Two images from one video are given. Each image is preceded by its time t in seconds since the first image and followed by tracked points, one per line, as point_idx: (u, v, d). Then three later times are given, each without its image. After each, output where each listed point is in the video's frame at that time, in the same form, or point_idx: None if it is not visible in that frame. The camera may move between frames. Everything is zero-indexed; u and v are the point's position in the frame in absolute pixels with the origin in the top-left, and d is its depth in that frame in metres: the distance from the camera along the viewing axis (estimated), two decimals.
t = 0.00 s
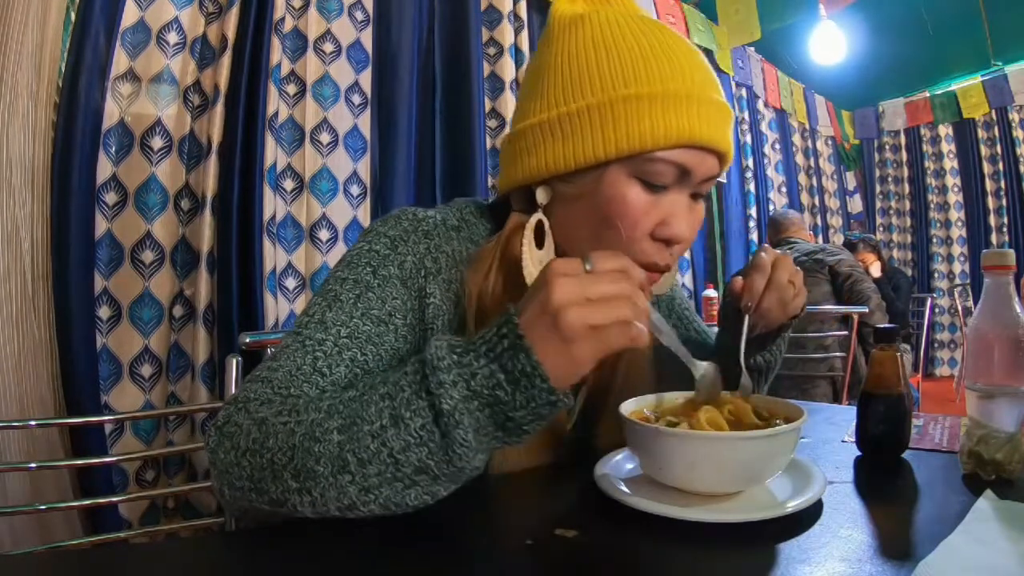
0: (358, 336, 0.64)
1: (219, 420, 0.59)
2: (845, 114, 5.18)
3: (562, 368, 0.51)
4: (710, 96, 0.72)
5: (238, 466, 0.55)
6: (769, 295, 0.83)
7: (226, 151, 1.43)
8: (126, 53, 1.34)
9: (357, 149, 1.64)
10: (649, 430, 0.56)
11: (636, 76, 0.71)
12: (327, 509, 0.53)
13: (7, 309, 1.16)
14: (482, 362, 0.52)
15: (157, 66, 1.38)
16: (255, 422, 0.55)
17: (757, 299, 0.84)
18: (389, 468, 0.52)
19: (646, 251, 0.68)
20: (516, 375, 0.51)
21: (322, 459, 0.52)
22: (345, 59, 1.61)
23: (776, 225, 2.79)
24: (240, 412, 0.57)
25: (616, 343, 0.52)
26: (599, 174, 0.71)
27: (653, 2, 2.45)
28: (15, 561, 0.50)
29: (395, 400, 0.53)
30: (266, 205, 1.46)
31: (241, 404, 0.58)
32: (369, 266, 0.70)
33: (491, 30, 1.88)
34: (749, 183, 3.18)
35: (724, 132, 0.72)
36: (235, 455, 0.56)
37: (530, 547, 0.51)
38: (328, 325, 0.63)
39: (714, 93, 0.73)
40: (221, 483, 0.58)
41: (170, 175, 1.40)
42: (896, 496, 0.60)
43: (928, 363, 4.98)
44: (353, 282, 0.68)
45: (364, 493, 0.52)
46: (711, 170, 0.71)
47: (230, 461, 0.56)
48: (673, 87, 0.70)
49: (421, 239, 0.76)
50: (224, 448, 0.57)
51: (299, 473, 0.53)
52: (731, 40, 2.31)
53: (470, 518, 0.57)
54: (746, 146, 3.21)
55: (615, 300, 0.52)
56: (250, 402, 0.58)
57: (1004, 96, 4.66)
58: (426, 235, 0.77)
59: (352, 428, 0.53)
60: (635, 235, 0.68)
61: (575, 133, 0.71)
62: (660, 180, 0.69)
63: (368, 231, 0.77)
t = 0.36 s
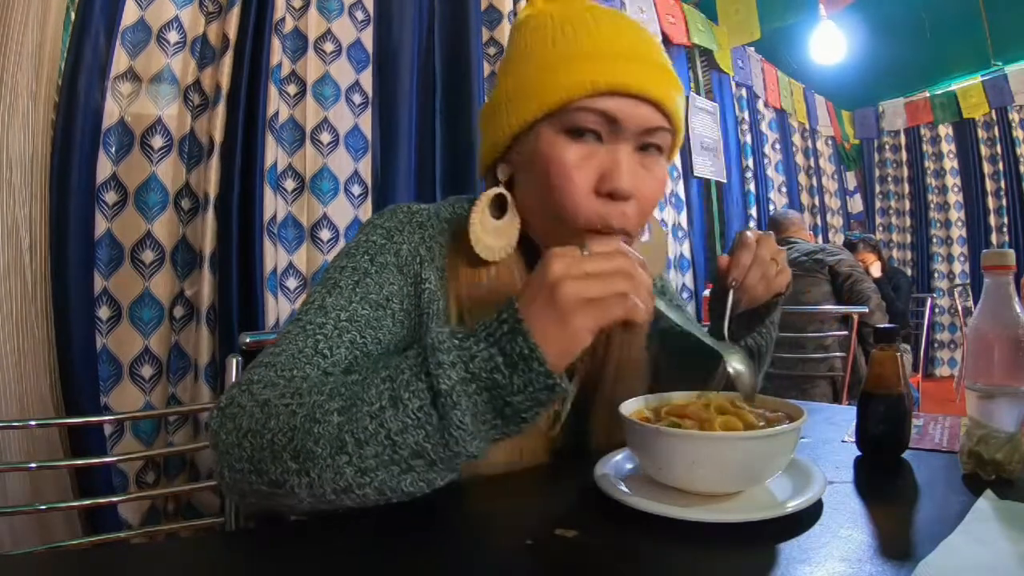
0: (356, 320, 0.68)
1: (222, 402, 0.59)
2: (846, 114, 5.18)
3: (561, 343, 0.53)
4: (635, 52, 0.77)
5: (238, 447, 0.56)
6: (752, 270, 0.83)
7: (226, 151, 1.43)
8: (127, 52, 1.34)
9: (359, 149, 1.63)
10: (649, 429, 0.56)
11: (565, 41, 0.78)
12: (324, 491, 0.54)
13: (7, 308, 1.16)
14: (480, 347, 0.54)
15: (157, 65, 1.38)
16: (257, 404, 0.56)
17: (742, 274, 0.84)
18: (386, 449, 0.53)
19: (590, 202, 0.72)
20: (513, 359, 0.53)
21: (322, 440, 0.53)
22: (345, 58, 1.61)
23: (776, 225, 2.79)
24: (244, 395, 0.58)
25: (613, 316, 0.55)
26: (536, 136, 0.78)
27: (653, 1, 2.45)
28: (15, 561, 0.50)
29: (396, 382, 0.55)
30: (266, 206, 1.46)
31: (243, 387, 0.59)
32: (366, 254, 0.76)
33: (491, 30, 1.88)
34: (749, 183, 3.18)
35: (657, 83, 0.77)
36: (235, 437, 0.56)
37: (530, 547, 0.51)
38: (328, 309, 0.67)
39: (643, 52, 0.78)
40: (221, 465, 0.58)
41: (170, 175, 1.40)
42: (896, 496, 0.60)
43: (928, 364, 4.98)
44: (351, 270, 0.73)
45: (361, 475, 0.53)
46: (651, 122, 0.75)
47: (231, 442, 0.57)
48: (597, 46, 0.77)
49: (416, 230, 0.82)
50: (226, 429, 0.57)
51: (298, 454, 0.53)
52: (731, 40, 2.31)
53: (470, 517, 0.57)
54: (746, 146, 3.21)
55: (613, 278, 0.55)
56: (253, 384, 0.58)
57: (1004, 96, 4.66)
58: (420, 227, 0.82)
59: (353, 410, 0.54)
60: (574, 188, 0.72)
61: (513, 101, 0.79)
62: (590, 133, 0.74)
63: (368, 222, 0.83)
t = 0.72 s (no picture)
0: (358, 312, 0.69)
1: (225, 391, 0.57)
2: (846, 114, 5.16)
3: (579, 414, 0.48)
4: (586, 32, 0.81)
5: (239, 443, 0.53)
6: (725, 299, 0.82)
7: (227, 151, 1.43)
8: (127, 51, 1.34)
9: (361, 148, 1.62)
10: (649, 429, 0.56)
11: (519, 30, 0.83)
12: (324, 505, 0.51)
13: (8, 308, 1.16)
14: (504, 389, 0.50)
15: (157, 64, 1.37)
16: (264, 403, 0.54)
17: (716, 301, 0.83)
18: (394, 473, 0.50)
19: (547, 180, 0.75)
20: (534, 412, 0.49)
21: (327, 452, 0.50)
22: (347, 57, 1.60)
23: (776, 225, 2.79)
24: (250, 389, 0.56)
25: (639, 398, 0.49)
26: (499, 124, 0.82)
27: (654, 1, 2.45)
28: (15, 561, 0.50)
29: (411, 407, 0.51)
30: (267, 207, 1.47)
31: (249, 380, 0.56)
32: (367, 247, 0.77)
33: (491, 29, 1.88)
34: (749, 183, 3.18)
35: (609, 59, 0.79)
36: (238, 431, 0.54)
37: (530, 547, 0.51)
38: (331, 299, 0.67)
39: (596, 32, 0.81)
40: (218, 453, 0.55)
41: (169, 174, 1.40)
42: (896, 496, 0.60)
43: (928, 363, 4.97)
44: (353, 261, 0.74)
45: (365, 494, 0.50)
46: (604, 97, 0.78)
47: (232, 436, 0.54)
48: (548, 30, 0.80)
49: (415, 226, 0.84)
50: (228, 422, 0.55)
51: (302, 461, 0.51)
52: (732, 39, 2.31)
53: (470, 518, 0.57)
54: (746, 146, 3.21)
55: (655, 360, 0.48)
56: (259, 379, 0.56)
57: (1004, 96, 4.66)
58: (420, 222, 0.85)
59: (363, 427, 0.51)
60: (533, 167, 0.75)
61: (479, 95, 0.85)
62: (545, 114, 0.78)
63: (370, 217, 0.84)
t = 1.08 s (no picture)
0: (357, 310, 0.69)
1: (225, 392, 0.57)
2: (846, 114, 5.14)
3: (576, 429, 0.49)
4: (581, 30, 0.80)
5: (242, 444, 0.54)
6: (730, 314, 0.79)
7: (229, 151, 1.43)
8: (127, 50, 1.34)
9: (363, 147, 1.62)
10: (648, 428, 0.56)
11: (513, 32, 0.82)
12: (331, 503, 0.52)
13: (7, 308, 1.16)
14: (504, 392, 0.50)
15: (158, 63, 1.37)
16: (266, 404, 0.54)
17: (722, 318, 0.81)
18: (400, 471, 0.51)
19: (552, 179, 0.76)
20: (534, 413, 0.49)
21: (333, 452, 0.51)
22: (348, 56, 1.60)
23: (776, 225, 2.79)
24: (251, 389, 0.56)
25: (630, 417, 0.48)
26: (497, 125, 0.82)
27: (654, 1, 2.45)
28: (15, 561, 0.50)
29: (415, 409, 0.52)
30: (267, 206, 1.47)
31: (250, 381, 0.57)
32: (365, 246, 0.77)
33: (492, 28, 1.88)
34: (749, 183, 3.18)
35: (605, 58, 0.80)
36: (240, 432, 0.54)
37: (529, 547, 0.51)
38: (329, 299, 0.68)
39: (590, 30, 0.81)
40: (219, 454, 0.56)
41: (170, 173, 1.39)
42: (896, 496, 0.60)
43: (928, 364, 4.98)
44: (351, 261, 0.74)
45: (372, 491, 0.51)
46: (602, 95, 0.78)
47: (235, 437, 0.54)
48: (543, 31, 0.80)
49: (412, 225, 0.84)
50: (229, 423, 0.55)
51: (307, 461, 0.51)
52: (732, 40, 2.31)
53: (470, 517, 0.57)
54: (746, 146, 3.21)
55: (649, 383, 0.48)
56: (260, 380, 0.57)
57: (1004, 96, 4.66)
58: (417, 221, 0.84)
59: (368, 427, 0.52)
60: (537, 168, 0.76)
61: (476, 97, 0.84)
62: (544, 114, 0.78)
63: (367, 216, 0.84)
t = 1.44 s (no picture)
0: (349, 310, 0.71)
1: (221, 392, 0.60)
2: (846, 114, 5.12)
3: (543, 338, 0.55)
4: (619, 51, 0.80)
5: (241, 437, 0.57)
6: (731, 305, 0.82)
7: (229, 150, 1.43)
8: (128, 49, 1.34)
9: (365, 146, 1.62)
10: (648, 429, 0.56)
11: (547, 42, 0.79)
12: (328, 481, 0.55)
13: (7, 307, 1.16)
14: (480, 345, 0.57)
15: (159, 62, 1.37)
16: (261, 396, 0.58)
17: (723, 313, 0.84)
18: (391, 440, 0.55)
19: (590, 197, 0.74)
20: (509, 357, 0.55)
21: (328, 430, 0.55)
22: (349, 55, 1.60)
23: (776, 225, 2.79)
24: (246, 385, 0.59)
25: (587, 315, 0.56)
26: (530, 134, 0.78)
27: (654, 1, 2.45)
28: (16, 561, 0.50)
29: (401, 377, 0.56)
30: (268, 206, 1.47)
31: (245, 379, 0.60)
32: (355, 252, 0.77)
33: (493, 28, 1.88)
34: (749, 183, 3.18)
35: (641, 84, 0.80)
36: (238, 426, 0.57)
37: (530, 547, 0.51)
38: (320, 303, 0.69)
39: (625, 52, 0.81)
40: (218, 452, 0.59)
41: (171, 171, 1.39)
42: (896, 496, 0.60)
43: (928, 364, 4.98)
44: (342, 266, 0.75)
45: (366, 463, 0.55)
46: (635, 115, 0.78)
47: (233, 431, 0.57)
48: (579, 45, 0.78)
49: (402, 228, 0.84)
50: (227, 419, 0.58)
51: (304, 443, 0.55)
52: (732, 40, 2.31)
53: (470, 516, 0.58)
54: (746, 146, 3.21)
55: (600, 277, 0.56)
56: (254, 376, 0.60)
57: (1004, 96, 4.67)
58: (407, 224, 0.84)
59: (359, 401, 0.56)
60: (574, 182, 0.74)
61: (501, 102, 0.79)
62: (585, 129, 0.76)
63: (358, 223, 0.84)
